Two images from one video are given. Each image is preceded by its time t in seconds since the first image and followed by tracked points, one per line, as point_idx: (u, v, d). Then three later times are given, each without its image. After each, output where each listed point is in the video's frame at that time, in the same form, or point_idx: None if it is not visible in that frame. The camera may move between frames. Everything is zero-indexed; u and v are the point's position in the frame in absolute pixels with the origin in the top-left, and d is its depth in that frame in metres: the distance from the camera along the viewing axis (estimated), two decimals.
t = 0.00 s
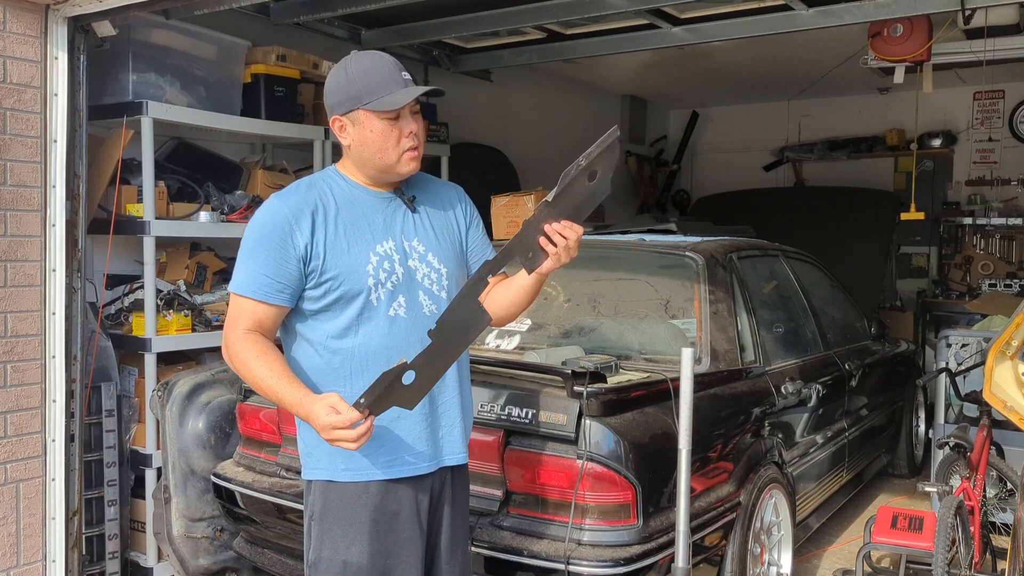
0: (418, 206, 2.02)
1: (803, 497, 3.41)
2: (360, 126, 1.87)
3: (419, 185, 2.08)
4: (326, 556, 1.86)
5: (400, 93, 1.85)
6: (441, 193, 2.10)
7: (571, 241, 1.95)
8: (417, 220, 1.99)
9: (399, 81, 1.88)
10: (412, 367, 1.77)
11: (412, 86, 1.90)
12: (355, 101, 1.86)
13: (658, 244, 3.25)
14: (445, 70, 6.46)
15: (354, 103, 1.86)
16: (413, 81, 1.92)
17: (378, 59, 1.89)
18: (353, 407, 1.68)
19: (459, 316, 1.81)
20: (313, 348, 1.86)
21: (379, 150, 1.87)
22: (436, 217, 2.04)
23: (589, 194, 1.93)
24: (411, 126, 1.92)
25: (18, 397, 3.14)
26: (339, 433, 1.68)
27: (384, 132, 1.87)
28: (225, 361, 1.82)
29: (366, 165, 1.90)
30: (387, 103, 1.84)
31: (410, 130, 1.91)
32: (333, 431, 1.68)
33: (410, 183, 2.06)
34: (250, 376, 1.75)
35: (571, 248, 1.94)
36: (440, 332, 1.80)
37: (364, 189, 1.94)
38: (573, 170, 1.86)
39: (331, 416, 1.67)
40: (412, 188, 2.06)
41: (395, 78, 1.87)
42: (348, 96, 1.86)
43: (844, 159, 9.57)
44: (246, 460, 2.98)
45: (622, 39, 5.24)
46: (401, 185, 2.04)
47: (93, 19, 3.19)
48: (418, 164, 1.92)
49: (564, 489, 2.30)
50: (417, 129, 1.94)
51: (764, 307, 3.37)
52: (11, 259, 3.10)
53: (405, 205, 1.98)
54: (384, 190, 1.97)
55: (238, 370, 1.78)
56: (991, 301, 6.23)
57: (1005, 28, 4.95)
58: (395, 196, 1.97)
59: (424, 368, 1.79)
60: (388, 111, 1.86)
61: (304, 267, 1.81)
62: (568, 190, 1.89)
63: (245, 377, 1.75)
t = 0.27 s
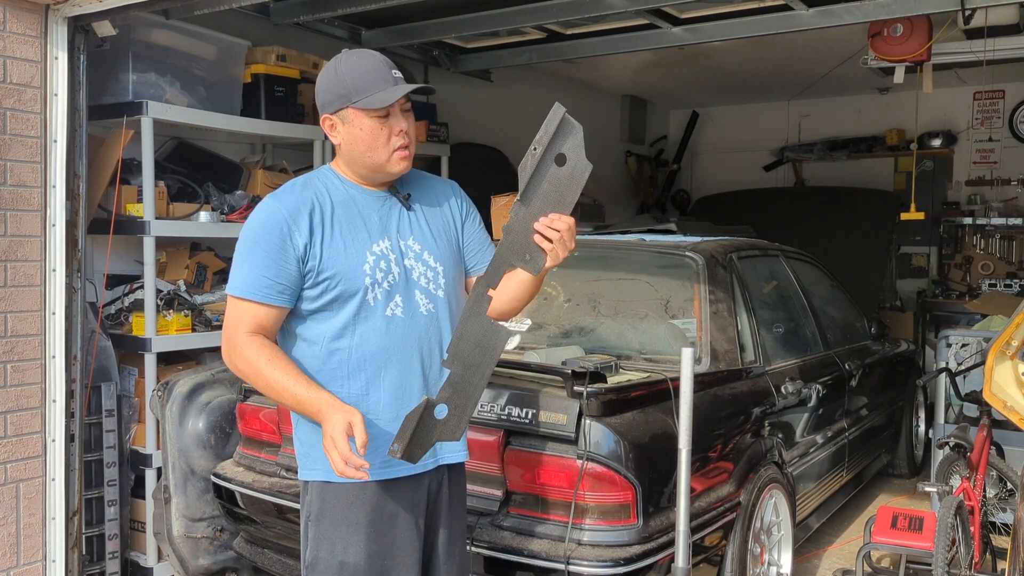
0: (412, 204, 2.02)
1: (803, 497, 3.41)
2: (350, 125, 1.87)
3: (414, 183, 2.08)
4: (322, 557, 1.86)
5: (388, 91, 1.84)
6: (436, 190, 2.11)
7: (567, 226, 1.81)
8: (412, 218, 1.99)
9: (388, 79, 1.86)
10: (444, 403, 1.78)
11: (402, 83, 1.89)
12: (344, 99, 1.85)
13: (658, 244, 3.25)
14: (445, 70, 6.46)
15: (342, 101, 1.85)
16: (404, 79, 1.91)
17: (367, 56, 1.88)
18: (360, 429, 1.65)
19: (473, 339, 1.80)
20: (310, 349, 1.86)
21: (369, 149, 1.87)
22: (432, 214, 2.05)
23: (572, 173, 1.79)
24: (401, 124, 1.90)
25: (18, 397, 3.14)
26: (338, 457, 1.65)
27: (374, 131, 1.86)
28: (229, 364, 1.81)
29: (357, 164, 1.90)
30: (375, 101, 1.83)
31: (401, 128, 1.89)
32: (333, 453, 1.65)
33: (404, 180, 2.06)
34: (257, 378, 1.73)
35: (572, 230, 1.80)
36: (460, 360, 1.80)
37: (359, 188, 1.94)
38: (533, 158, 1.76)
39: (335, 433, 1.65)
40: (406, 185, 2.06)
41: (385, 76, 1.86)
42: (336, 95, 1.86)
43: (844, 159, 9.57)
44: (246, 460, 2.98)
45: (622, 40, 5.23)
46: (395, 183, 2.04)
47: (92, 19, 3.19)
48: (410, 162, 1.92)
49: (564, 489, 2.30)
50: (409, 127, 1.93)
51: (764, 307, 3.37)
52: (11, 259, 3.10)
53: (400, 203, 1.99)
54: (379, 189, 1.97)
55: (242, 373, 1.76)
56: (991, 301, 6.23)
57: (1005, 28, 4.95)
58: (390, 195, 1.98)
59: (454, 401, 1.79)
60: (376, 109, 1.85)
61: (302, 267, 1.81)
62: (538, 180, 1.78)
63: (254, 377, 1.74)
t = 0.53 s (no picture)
0: (404, 201, 2.03)
1: (804, 497, 3.41)
2: (335, 123, 1.88)
3: (406, 181, 2.08)
4: (317, 557, 1.87)
5: (373, 92, 1.84)
6: (428, 188, 2.11)
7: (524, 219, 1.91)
8: (403, 216, 1.99)
9: (375, 80, 1.86)
10: (471, 430, 1.92)
11: (390, 85, 1.88)
12: (330, 97, 1.86)
13: (658, 244, 3.25)
14: (445, 70, 6.46)
15: (328, 99, 1.86)
16: (393, 79, 1.90)
17: (357, 55, 1.88)
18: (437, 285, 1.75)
19: (477, 365, 1.90)
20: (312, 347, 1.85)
21: (353, 149, 1.88)
22: (424, 211, 2.05)
23: (519, 167, 1.90)
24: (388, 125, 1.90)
25: (18, 397, 3.14)
26: (423, 318, 1.69)
27: (358, 131, 1.87)
28: (253, 371, 1.79)
29: (341, 162, 1.91)
30: (359, 101, 1.84)
31: (386, 129, 1.89)
32: (419, 322, 1.68)
33: (395, 177, 2.07)
34: (289, 358, 1.73)
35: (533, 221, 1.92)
36: (472, 390, 1.90)
37: (349, 188, 1.94)
38: (478, 175, 1.85)
39: (407, 301, 1.69)
40: (398, 183, 2.06)
41: (372, 77, 1.85)
42: (324, 93, 1.86)
43: (845, 159, 9.57)
44: (246, 460, 2.98)
45: (622, 39, 5.23)
46: (387, 181, 2.04)
47: (93, 19, 3.19)
48: (394, 165, 1.92)
49: (564, 489, 2.31)
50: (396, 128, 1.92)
51: (764, 307, 3.37)
52: (11, 259, 3.10)
53: (391, 201, 1.99)
54: (369, 187, 1.97)
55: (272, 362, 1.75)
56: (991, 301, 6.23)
57: (1004, 28, 4.95)
58: (381, 193, 1.98)
59: (480, 425, 1.94)
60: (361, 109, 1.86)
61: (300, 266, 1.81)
62: (489, 191, 1.87)
63: (288, 360, 1.74)
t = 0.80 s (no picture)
0: (397, 200, 2.05)
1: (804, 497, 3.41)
2: (324, 123, 1.88)
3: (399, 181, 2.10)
4: (313, 558, 1.87)
5: (361, 92, 1.83)
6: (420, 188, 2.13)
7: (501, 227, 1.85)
8: (397, 216, 2.01)
9: (363, 79, 1.85)
10: (484, 434, 1.91)
11: (379, 85, 1.87)
12: (318, 97, 1.86)
13: (658, 244, 3.25)
14: (445, 70, 6.46)
15: (317, 98, 1.86)
16: (383, 78, 1.89)
17: (347, 54, 1.88)
18: (460, 253, 1.79)
19: (479, 373, 1.87)
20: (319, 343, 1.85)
21: (341, 148, 1.88)
22: (417, 212, 2.07)
23: (491, 174, 1.83)
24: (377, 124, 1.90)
25: (18, 397, 3.14)
26: (449, 278, 1.70)
27: (346, 131, 1.87)
28: (277, 366, 1.74)
29: (331, 161, 1.92)
30: (345, 101, 1.83)
31: (375, 128, 1.89)
32: (448, 282, 1.70)
33: (388, 176, 2.09)
34: (314, 340, 1.70)
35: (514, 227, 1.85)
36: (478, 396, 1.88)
37: (344, 188, 1.95)
38: (448, 192, 1.81)
39: (432, 263, 1.71)
40: (392, 183, 2.08)
41: (359, 78, 1.85)
42: (313, 92, 1.87)
43: (845, 159, 9.56)
44: (246, 460, 2.98)
45: (622, 40, 5.23)
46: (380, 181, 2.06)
47: (92, 19, 3.19)
48: (383, 164, 1.92)
49: (564, 489, 2.31)
50: (385, 128, 1.92)
51: (764, 307, 3.36)
52: (11, 259, 3.10)
53: (385, 200, 2.00)
54: (363, 187, 1.99)
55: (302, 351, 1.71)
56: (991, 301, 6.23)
57: (1005, 28, 4.95)
58: (374, 193, 1.99)
59: (492, 427, 1.93)
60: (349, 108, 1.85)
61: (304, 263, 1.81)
62: (461, 205, 1.82)
63: (315, 343, 1.71)
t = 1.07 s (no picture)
0: (393, 200, 2.05)
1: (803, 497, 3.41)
2: (319, 121, 1.88)
3: (394, 182, 2.10)
4: (313, 559, 1.87)
5: (356, 89, 1.84)
6: (415, 188, 2.13)
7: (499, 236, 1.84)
8: (394, 216, 2.02)
9: (358, 77, 1.86)
10: (478, 433, 1.88)
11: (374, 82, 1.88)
12: (313, 95, 1.86)
13: (658, 244, 3.25)
14: (445, 70, 6.46)
15: (312, 97, 1.86)
16: (378, 76, 1.89)
17: (341, 52, 1.88)
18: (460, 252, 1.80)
19: (472, 372, 1.85)
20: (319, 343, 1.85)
21: (336, 146, 1.88)
22: (413, 212, 2.08)
23: (495, 178, 1.82)
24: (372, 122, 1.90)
25: (18, 396, 3.14)
26: (447, 271, 1.71)
27: (342, 128, 1.87)
28: (282, 366, 1.74)
29: (327, 160, 1.92)
30: (340, 98, 1.84)
31: (370, 126, 1.89)
32: (448, 278, 1.71)
33: (383, 176, 2.10)
34: (317, 340, 1.71)
35: (512, 238, 1.84)
36: (472, 396, 1.85)
37: (341, 188, 1.96)
38: (445, 192, 1.82)
39: (430, 260, 1.72)
40: (386, 183, 2.09)
41: (354, 75, 1.85)
42: (308, 91, 1.87)
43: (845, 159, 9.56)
44: (246, 460, 2.98)
45: (622, 40, 5.23)
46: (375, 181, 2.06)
47: (93, 19, 3.19)
48: (379, 161, 1.92)
49: (564, 489, 2.31)
50: (381, 125, 1.92)
51: (764, 307, 3.37)
52: (11, 260, 3.10)
53: (381, 200, 2.01)
54: (359, 188, 1.99)
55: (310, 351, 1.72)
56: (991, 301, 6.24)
57: (1005, 28, 4.95)
58: (370, 192, 2.00)
59: (488, 428, 1.88)
60: (344, 106, 1.86)
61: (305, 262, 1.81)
62: (459, 205, 1.83)
63: (319, 342, 1.71)
